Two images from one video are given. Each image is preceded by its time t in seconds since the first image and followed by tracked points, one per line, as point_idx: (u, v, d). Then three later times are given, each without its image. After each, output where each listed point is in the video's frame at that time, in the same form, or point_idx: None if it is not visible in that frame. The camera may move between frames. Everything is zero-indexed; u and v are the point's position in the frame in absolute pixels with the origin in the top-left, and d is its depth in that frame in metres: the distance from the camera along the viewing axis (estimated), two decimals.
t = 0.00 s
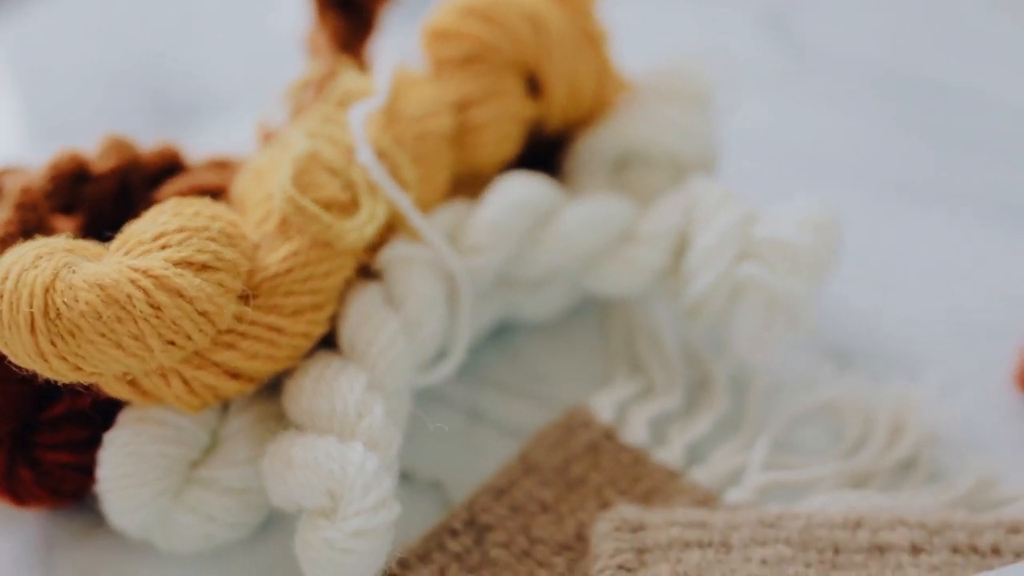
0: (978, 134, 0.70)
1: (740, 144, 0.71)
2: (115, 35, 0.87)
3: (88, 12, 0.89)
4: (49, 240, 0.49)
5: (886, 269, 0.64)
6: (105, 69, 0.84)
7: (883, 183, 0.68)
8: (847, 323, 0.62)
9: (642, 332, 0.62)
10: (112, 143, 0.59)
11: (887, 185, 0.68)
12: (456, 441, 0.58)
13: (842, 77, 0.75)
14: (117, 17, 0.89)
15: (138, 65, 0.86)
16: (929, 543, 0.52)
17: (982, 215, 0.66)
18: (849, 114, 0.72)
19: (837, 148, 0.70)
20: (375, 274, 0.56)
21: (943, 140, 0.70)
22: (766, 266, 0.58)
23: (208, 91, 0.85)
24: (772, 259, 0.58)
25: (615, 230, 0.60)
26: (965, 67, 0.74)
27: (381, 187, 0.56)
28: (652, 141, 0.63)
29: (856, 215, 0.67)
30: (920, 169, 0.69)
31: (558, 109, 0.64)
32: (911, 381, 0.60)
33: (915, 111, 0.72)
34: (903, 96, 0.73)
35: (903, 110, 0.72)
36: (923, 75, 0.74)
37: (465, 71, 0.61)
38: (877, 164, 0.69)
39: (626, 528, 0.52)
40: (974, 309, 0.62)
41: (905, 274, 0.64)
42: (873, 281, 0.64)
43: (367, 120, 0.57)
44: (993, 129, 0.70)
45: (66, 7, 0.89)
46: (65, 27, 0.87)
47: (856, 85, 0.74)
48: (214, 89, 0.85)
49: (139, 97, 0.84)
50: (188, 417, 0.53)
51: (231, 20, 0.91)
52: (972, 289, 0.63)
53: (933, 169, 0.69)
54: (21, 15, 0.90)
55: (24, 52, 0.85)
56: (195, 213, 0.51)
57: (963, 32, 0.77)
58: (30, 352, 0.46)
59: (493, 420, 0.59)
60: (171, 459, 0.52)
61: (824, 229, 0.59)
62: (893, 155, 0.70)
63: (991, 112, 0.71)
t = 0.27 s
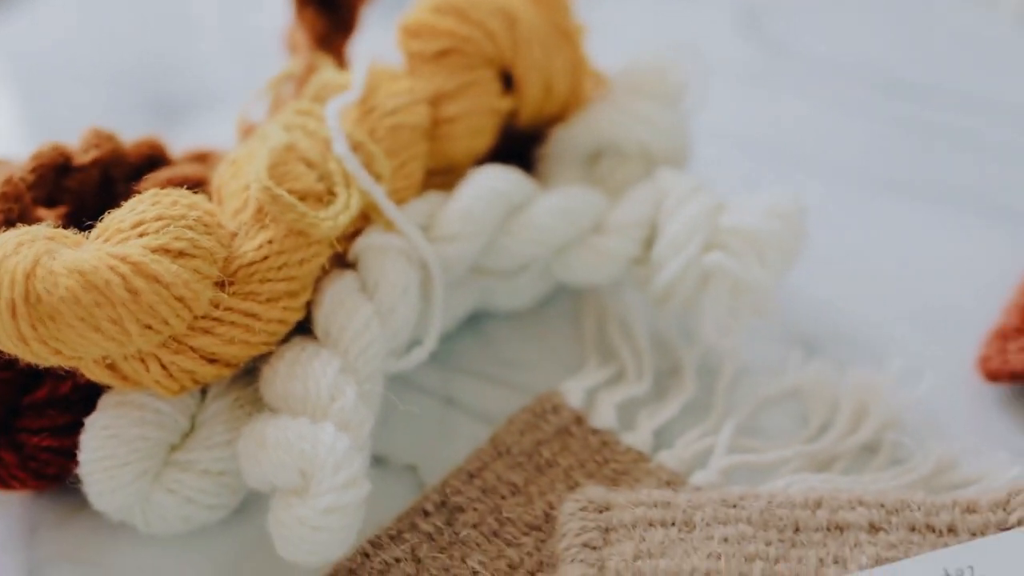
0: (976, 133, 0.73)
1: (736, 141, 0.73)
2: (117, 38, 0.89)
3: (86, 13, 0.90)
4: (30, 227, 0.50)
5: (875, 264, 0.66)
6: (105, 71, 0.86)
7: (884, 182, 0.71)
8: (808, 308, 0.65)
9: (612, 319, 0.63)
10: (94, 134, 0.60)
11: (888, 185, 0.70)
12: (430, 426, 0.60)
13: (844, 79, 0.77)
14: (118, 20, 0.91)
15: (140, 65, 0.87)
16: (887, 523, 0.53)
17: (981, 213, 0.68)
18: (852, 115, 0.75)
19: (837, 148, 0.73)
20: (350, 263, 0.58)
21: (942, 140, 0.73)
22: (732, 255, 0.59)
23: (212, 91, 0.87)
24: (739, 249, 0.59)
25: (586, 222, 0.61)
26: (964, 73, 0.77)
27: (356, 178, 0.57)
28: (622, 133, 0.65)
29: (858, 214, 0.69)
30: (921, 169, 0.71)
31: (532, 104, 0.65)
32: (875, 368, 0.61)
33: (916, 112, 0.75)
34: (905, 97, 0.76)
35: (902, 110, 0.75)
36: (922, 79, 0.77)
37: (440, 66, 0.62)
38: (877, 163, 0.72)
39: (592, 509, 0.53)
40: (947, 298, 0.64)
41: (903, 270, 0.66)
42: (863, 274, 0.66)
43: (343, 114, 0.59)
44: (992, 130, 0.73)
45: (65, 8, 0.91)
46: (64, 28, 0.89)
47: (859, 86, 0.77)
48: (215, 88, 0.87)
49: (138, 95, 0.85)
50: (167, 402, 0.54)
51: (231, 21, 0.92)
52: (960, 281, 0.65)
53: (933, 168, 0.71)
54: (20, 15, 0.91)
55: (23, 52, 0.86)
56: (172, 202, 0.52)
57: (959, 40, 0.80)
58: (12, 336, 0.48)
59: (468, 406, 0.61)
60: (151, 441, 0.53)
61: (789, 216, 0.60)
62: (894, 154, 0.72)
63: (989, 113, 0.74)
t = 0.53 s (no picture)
0: (960, 135, 0.78)
1: (729, 142, 0.77)
2: (117, 37, 0.91)
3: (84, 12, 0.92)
4: (12, 218, 0.51)
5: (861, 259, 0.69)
6: (103, 69, 0.88)
7: (877, 181, 0.75)
8: (768, 300, 0.67)
9: (584, 311, 0.65)
10: (77, 129, 0.61)
11: (881, 184, 0.74)
12: (406, 414, 0.61)
13: (835, 84, 0.82)
14: (117, 18, 0.92)
15: (140, 63, 0.90)
16: (845, 506, 0.55)
17: (967, 210, 0.73)
18: (844, 116, 0.79)
19: (829, 148, 0.77)
20: (327, 255, 0.59)
21: (931, 141, 0.77)
22: (699, 247, 0.61)
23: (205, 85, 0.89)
24: (705, 241, 0.61)
25: (557, 216, 0.63)
26: (949, 80, 0.83)
27: (331, 172, 0.58)
28: (593, 129, 0.66)
29: (853, 209, 0.72)
30: (912, 168, 0.75)
31: (505, 101, 0.67)
32: (837, 358, 0.64)
33: (904, 115, 0.79)
34: (892, 101, 0.81)
35: (891, 113, 0.79)
36: (908, 85, 0.82)
37: (416, 65, 0.64)
38: (867, 161, 0.76)
39: (559, 493, 0.55)
40: (910, 293, 0.67)
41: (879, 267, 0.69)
42: (859, 272, 0.68)
43: (319, 110, 0.60)
44: (976, 133, 0.78)
45: (64, 6, 0.93)
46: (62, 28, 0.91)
47: (849, 91, 0.82)
48: (208, 83, 0.89)
49: (136, 91, 0.87)
50: (146, 389, 0.56)
51: (226, 18, 0.93)
52: (941, 274, 0.68)
53: (922, 164, 0.76)
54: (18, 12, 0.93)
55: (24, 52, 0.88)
56: (151, 193, 0.53)
57: (942, 49, 0.85)
58: None
59: (442, 396, 0.62)
60: (130, 427, 0.55)
61: (751, 211, 0.61)
62: (893, 156, 0.76)
63: (972, 116, 0.79)
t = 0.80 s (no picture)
0: (928, 136, 0.80)
1: (705, 143, 0.79)
2: (118, 44, 0.93)
3: (82, 18, 0.95)
4: None
5: (843, 258, 0.71)
6: (96, 68, 0.90)
7: (848, 181, 0.76)
8: (734, 296, 0.69)
9: (557, 306, 0.67)
10: (61, 128, 0.63)
11: (853, 184, 0.76)
12: (381, 405, 0.63)
13: (807, 87, 0.84)
14: (114, 22, 0.95)
15: (133, 60, 0.91)
16: (806, 493, 0.57)
17: (936, 208, 0.75)
18: (817, 117, 0.81)
19: (801, 148, 0.79)
20: (303, 249, 0.61)
21: (911, 144, 0.79)
22: (666, 244, 0.62)
23: (193, 80, 0.89)
24: (673, 238, 0.62)
25: (529, 212, 0.64)
26: (920, 83, 0.85)
27: (307, 169, 0.59)
28: (565, 129, 0.68)
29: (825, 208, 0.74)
30: (882, 168, 0.77)
31: (479, 100, 0.68)
32: (801, 351, 0.65)
33: (875, 117, 0.82)
34: (863, 103, 0.83)
35: (874, 117, 0.82)
36: (879, 88, 0.85)
37: (392, 65, 0.66)
38: (843, 162, 0.78)
39: (527, 479, 0.56)
40: (874, 288, 0.69)
41: (846, 264, 0.70)
42: (847, 273, 0.70)
43: (297, 109, 0.62)
44: (943, 134, 0.80)
45: (69, 19, 0.95)
46: (60, 32, 0.94)
47: (821, 93, 0.84)
48: (195, 80, 0.89)
49: (123, 87, 0.88)
50: (126, 379, 0.57)
51: (225, 24, 0.95)
52: (906, 270, 0.70)
53: (891, 164, 0.78)
54: (15, 15, 0.96)
55: (21, 55, 0.91)
56: (131, 188, 0.55)
57: (923, 58, 0.88)
58: None
59: (418, 387, 0.64)
60: (110, 416, 0.56)
61: (718, 208, 0.63)
62: (885, 160, 0.78)
63: (940, 117, 0.82)
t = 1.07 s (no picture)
0: (896, 140, 0.83)
1: (676, 143, 0.82)
2: (113, 48, 0.95)
3: (73, 25, 0.98)
4: None
5: (815, 258, 0.73)
6: (83, 70, 0.92)
7: (813, 182, 0.79)
8: (703, 294, 0.71)
9: (531, 303, 0.68)
10: (46, 128, 0.64)
11: (818, 184, 0.79)
12: (358, 398, 0.65)
13: (778, 91, 0.87)
14: (103, 29, 0.97)
15: (120, 63, 0.93)
16: (768, 481, 0.58)
17: (905, 210, 0.77)
18: (785, 120, 0.84)
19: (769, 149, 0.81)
20: (281, 246, 0.63)
21: (884, 149, 0.82)
22: (635, 241, 0.64)
23: (180, 83, 0.91)
24: (641, 236, 0.64)
25: (502, 211, 0.66)
26: (896, 90, 0.88)
27: (285, 167, 0.61)
28: (540, 130, 0.70)
29: (790, 207, 0.77)
30: (849, 170, 0.80)
31: (455, 102, 0.70)
32: (767, 345, 0.67)
33: (842, 120, 0.84)
34: (831, 107, 0.86)
35: (853, 123, 0.84)
36: (846, 93, 0.87)
37: (370, 68, 0.67)
38: (820, 166, 0.80)
39: (497, 468, 0.58)
40: (839, 285, 0.71)
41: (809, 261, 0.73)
42: (831, 272, 0.72)
43: (276, 109, 0.64)
44: (910, 137, 0.83)
45: (66, 25, 0.98)
46: (49, 37, 0.96)
47: (790, 98, 0.87)
48: (187, 84, 0.91)
49: (115, 87, 0.90)
50: (107, 371, 0.59)
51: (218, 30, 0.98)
52: (871, 268, 0.72)
53: (863, 167, 0.80)
54: (8, 21, 0.98)
55: (8, 56, 0.93)
56: (112, 185, 0.57)
57: (900, 65, 0.90)
58: None
59: (394, 381, 0.66)
60: (92, 407, 0.58)
61: (684, 206, 0.65)
62: (871, 166, 0.80)
63: (906, 119, 0.85)
